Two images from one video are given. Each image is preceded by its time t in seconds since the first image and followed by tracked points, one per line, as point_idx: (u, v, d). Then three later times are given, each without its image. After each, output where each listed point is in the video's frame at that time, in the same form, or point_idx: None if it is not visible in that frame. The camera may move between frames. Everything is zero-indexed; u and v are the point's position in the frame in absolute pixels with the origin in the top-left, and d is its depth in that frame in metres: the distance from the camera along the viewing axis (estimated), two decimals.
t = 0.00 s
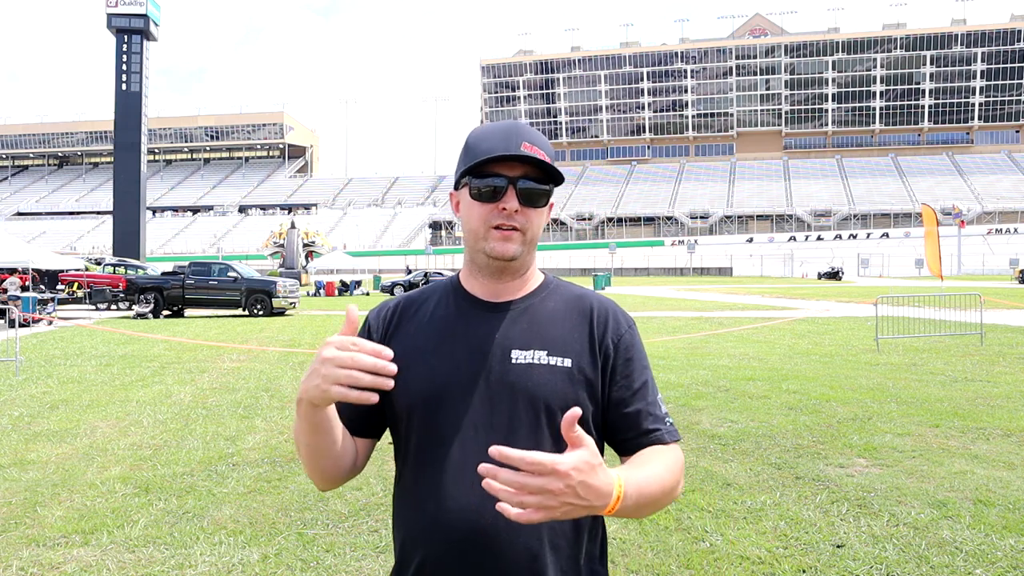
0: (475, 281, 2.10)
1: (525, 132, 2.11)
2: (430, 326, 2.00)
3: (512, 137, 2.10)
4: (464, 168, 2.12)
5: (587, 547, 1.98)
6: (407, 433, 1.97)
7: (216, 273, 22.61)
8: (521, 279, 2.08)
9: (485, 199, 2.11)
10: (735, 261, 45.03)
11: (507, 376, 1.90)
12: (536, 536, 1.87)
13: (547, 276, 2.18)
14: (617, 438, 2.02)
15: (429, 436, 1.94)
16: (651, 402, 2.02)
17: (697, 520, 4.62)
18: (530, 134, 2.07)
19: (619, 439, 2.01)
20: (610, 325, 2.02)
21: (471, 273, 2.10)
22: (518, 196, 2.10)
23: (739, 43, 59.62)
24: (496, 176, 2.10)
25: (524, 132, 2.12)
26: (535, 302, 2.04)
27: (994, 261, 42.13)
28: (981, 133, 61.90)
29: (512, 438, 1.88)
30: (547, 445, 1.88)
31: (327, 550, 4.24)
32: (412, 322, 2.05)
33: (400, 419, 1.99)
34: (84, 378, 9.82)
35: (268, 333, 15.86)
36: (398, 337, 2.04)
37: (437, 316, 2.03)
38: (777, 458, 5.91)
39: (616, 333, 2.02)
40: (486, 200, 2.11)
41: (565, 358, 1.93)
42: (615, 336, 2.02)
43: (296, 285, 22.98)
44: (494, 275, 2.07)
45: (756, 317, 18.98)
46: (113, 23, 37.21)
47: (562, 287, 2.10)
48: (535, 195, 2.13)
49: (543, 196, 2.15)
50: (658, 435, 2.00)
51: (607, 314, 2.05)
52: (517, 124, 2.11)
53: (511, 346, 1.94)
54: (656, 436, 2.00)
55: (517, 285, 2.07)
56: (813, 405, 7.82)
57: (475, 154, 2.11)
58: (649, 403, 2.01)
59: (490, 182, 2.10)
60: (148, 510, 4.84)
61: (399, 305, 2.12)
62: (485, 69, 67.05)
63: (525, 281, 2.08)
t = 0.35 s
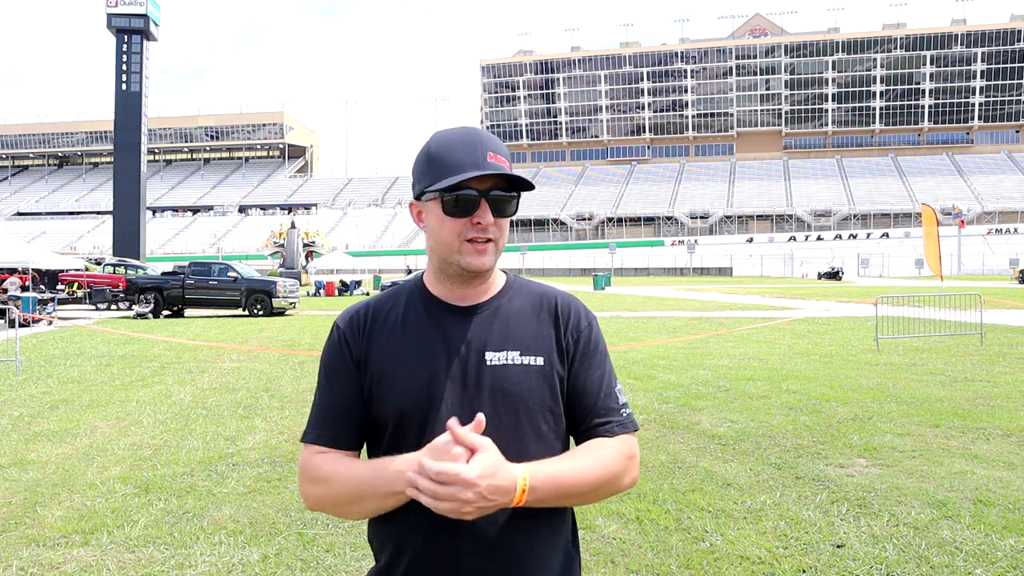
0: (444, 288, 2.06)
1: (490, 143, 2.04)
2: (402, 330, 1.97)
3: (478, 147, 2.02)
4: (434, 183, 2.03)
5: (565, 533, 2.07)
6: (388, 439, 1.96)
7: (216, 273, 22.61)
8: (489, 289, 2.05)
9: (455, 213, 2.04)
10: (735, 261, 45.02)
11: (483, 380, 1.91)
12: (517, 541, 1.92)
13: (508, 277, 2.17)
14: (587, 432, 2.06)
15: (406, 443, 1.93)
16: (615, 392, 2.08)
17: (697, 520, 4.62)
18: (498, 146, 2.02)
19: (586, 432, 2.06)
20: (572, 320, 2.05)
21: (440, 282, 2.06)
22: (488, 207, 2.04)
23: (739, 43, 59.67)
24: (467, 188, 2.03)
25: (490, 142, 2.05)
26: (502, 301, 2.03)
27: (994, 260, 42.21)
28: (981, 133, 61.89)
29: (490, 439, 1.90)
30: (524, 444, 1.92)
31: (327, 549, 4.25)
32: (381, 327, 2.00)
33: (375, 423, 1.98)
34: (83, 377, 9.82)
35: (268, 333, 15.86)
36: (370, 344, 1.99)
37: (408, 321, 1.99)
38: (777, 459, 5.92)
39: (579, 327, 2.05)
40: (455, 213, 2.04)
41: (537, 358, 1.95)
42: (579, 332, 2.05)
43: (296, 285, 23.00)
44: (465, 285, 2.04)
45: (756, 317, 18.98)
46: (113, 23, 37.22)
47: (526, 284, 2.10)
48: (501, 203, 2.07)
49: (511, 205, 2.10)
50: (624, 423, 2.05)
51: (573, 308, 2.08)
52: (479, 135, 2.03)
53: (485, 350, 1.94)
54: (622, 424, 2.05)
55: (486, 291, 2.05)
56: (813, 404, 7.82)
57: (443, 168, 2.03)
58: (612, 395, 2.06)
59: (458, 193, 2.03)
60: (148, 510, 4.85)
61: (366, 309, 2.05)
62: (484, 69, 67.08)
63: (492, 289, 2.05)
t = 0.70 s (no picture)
0: (415, 285, 2.06)
1: (462, 138, 2.03)
2: (389, 335, 1.96)
3: (449, 143, 2.02)
4: (402, 180, 2.05)
5: (553, 529, 2.10)
6: (378, 448, 1.95)
7: (216, 273, 22.59)
8: (464, 288, 2.04)
9: (423, 211, 2.06)
10: (735, 261, 45.02)
11: (473, 386, 1.92)
12: (509, 546, 1.95)
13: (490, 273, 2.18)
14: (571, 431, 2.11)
15: (395, 448, 1.93)
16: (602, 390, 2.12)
17: (697, 520, 4.62)
18: (468, 141, 2.01)
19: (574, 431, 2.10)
20: (558, 325, 2.05)
21: (415, 280, 2.05)
22: (455, 206, 2.05)
23: (739, 43, 59.66)
24: (434, 187, 2.04)
25: (463, 137, 2.04)
26: (488, 304, 2.02)
27: (994, 261, 42.19)
28: (981, 133, 61.86)
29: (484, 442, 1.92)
30: (512, 451, 1.95)
31: (328, 550, 4.25)
32: (368, 333, 1.97)
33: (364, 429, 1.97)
34: (83, 378, 9.82)
35: (268, 333, 15.87)
36: (358, 352, 1.97)
37: (395, 327, 1.97)
38: (777, 458, 5.91)
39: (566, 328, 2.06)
40: (424, 212, 2.06)
41: (525, 364, 1.96)
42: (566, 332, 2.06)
43: (296, 285, 22.99)
44: (438, 286, 2.03)
45: (757, 317, 18.98)
46: (113, 23, 37.22)
47: (511, 284, 2.10)
48: (473, 203, 2.07)
49: (484, 202, 2.10)
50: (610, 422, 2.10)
51: (557, 312, 2.08)
52: (448, 131, 2.02)
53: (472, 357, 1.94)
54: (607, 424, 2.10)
55: (463, 288, 2.03)
56: (813, 404, 7.82)
57: (412, 163, 2.04)
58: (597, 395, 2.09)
59: (427, 191, 2.04)
60: (148, 510, 4.85)
61: (349, 312, 2.02)
62: (484, 69, 67.06)
63: (468, 288, 2.04)
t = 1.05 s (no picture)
0: (417, 283, 2.06)
1: (469, 136, 2.04)
2: (387, 331, 1.96)
3: (455, 140, 2.03)
4: (406, 173, 2.06)
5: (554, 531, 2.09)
6: (378, 444, 1.94)
7: (216, 273, 22.59)
8: (462, 286, 2.04)
9: (425, 204, 2.06)
10: (735, 261, 44.97)
11: (471, 383, 1.91)
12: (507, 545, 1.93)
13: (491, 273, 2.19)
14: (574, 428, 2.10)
15: (392, 444, 1.93)
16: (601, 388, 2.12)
17: (697, 520, 4.62)
18: (476, 138, 2.01)
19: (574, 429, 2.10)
20: (557, 323, 2.05)
21: (415, 276, 2.06)
22: (457, 202, 2.06)
23: (739, 43, 59.67)
24: (437, 181, 2.06)
25: (470, 136, 2.04)
26: (487, 301, 2.02)
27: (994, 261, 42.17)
28: (981, 133, 61.80)
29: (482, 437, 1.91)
30: (511, 447, 1.94)
31: (327, 550, 4.25)
32: (363, 331, 1.98)
33: (362, 424, 1.97)
34: (83, 378, 9.82)
35: (268, 333, 15.86)
36: (357, 348, 1.97)
37: (393, 324, 1.98)
38: (777, 458, 5.92)
39: (567, 324, 2.06)
40: (424, 206, 2.07)
41: (522, 360, 1.95)
42: (568, 327, 2.06)
43: (296, 285, 22.99)
44: (436, 282, 2.03)
45: (757, 317, 18.97)
46: (113, 23, 37.23)
47: (510, 282, 2.10)
48: (475, 200, 2.07)
49: (487, 201, 2.10)
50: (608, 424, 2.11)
51: (556, 309, 2.08)
52: (456, 126, 2.04)
53: (469, 352, 1.94)
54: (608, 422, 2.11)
55: (464, 289, 2.03)
56: (813, 404, 7.82)
57: (417, 158, 2.06)
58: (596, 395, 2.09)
59: (429, 185, 2.05)
60: (148, 510, 4.85)
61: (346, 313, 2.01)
62: (484, 69, 67.05)
63: (469, 286, 2.04)
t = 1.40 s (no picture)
0: (424, 282, 2.05)
1: (470, 133, 2.04)
2: (391, 327, 1.95)
3: (456, 137, 2.03)
4: (408, 172, 2.07)
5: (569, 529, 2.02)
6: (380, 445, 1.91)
7: (216, 273, 22.59)
8: (468, 281, 2.02)
9: (428, 203, 2.07)
10: (735, 261, 45.00)
11: (475, 376, 1.88)
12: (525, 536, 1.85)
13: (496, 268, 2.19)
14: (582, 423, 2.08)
15: (396, 440, 1.88)
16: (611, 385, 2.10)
17: (697, 520, 4.62)
18: (477, 136, 2.01)
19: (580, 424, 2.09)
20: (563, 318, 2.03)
21: (420, 273, 2.06)
22: (461, 199, 2.06)
23: (739, 43, 59.69)
24: (439, 180, 2.06)
25: (469, 133, 2.05)
26: (491, 296, 2.01)
27: (994, 260, 42.19)
28: (981, 133, 61.79)
29: (486, 431, 1.85)
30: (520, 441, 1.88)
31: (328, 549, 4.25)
32: (365, 330, 1.98)
33: (366, 420, 1.95)
34: (83, 377, 9.83)
35: (268, 333, 15.87)
36: (358, 346, 1.97)
37: (394, 320, 1.98)
38: (777, 458, 5.92)
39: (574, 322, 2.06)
40: (427, 205, 2.08)
41: (527, 354, 1.93)
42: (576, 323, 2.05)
43: (296, 285, 23.00)
44: (441, 279, 2.02)
45: (756, 317, 18.99)
46: (113, 23, 37.24)
47: (515, 278, 2.10)
48: (479, 197, 2.08)
49: (490, 197, 2.10)
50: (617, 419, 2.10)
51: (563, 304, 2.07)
52: (454, 127, 2.04)
53: (472, 346, 1.92)
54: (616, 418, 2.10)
55: (470, 285, 2.03)
56: (813, 404, 7.82)
57: (417, 157, 2.06)
58: (606, 390, 2.07)
59: (429, 185, 2.06)
60: (148, 510, 4.84)
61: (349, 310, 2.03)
62: (485, 69, 67.08)
63: (474, 281, 2.03)
